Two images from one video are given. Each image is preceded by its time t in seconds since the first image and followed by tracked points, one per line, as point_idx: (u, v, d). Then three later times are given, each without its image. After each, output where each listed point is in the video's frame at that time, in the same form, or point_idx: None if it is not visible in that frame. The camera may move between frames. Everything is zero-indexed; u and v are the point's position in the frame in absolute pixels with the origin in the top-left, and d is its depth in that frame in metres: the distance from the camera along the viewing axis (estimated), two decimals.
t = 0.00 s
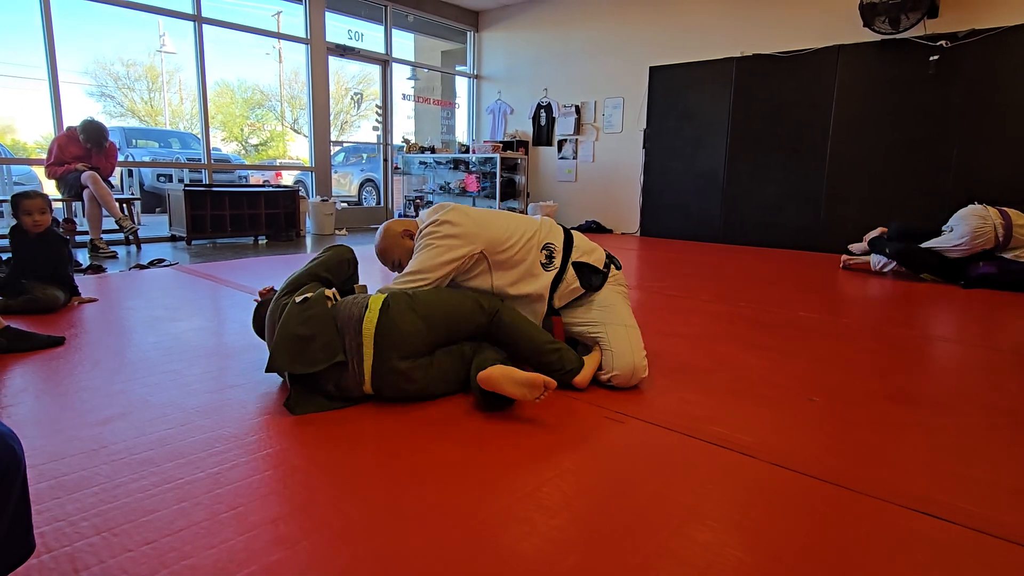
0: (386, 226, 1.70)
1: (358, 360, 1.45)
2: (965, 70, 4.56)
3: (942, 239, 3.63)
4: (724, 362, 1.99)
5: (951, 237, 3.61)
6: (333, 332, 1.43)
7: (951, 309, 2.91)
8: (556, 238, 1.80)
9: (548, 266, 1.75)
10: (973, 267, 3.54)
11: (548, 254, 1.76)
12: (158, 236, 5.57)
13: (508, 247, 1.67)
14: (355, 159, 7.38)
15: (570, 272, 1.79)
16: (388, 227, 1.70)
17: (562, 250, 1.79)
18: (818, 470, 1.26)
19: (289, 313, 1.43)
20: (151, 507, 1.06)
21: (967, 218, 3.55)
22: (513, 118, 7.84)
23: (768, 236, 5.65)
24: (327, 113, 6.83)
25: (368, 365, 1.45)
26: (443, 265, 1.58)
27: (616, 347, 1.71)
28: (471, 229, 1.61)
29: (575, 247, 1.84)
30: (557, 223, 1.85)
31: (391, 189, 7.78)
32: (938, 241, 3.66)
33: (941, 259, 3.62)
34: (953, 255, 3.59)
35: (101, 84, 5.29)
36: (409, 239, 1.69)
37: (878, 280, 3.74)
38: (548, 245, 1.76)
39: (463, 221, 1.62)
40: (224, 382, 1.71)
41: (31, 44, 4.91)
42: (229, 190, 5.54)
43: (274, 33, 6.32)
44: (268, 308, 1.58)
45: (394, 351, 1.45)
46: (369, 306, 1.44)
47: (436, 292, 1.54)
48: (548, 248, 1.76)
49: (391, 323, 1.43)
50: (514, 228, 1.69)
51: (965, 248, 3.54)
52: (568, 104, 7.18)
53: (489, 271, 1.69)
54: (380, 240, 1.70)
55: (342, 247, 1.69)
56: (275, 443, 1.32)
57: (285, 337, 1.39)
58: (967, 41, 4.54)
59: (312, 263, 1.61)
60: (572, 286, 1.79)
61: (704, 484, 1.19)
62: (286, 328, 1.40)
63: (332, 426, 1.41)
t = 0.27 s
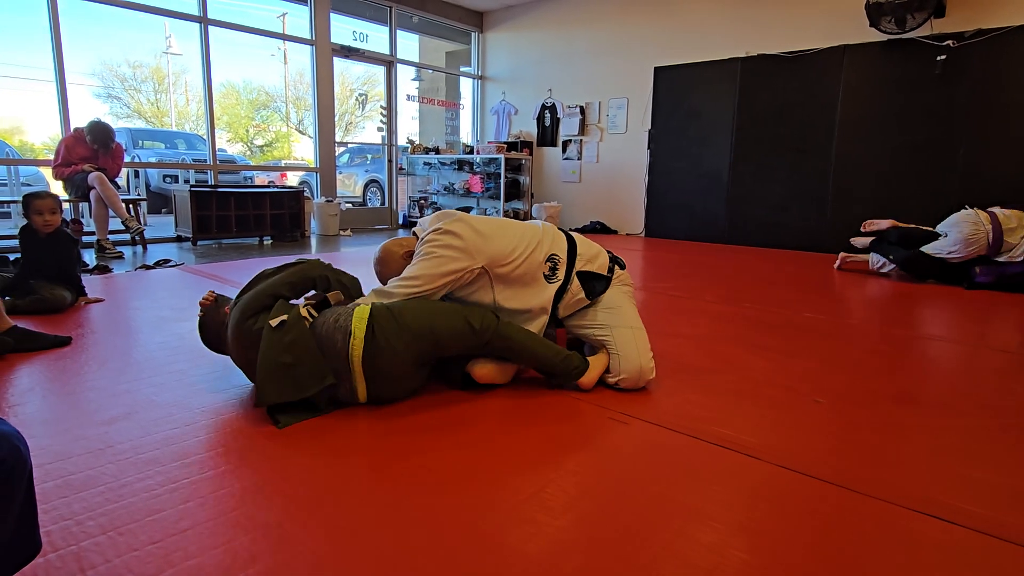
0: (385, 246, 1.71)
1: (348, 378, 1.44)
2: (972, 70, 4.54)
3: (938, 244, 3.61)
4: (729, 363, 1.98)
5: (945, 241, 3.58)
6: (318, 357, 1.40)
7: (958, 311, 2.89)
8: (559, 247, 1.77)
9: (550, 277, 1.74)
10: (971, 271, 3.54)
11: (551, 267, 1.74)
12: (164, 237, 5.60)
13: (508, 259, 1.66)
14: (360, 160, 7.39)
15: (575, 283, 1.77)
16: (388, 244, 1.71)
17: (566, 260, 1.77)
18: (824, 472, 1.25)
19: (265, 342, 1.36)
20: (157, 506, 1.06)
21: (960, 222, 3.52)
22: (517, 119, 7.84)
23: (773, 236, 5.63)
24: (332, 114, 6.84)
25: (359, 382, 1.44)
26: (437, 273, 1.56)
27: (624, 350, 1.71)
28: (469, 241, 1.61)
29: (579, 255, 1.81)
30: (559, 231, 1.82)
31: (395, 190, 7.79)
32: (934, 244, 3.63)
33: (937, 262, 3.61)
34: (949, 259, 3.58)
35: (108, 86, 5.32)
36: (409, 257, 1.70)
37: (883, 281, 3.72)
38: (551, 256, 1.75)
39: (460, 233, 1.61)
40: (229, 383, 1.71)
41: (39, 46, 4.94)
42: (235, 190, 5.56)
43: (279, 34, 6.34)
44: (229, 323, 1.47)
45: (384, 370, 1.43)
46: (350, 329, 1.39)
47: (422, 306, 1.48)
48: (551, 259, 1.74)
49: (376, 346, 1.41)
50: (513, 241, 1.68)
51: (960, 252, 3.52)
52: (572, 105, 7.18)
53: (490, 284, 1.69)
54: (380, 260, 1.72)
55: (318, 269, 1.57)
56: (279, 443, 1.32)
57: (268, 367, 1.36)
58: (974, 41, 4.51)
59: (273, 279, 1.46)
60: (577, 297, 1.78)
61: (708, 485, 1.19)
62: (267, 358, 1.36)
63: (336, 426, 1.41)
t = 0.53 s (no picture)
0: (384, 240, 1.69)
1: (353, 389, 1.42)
2: (981, 70, 4.52)
3: (943, 239, 3.67)
4: (736, 364, 1.97)
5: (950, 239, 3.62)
6: (322, 375, 1.37)
7: (967, 312, 2.88)
8: (557, 251, 1.78)
9: (549, 282, 1.75)
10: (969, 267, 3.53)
11: (548, 270, 1.75)
12: (172, 238, 5.63)
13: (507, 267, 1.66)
14: (366, 161, 7.41)
15: (573, 286, 1.79)
16: (388, 239, 1.68)
17: (563, 264, 1.78)
18: (833, 474, 1.24)
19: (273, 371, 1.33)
20: (166, 506, 1.07)
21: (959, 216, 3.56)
22: (523, 120, 7.85)
23: (780, 237, 5.61)
24: (338, 116, 6.86)
25: (368, 392, 1.42)
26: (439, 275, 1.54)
27: (624, 349, 1.70)
28: (469, 245, 1.61)
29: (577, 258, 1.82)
30: (557, 233, 1.82)
31: (401, 191, 7.80)
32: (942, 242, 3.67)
33: (932, 257, 3.60)
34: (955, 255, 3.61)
35: (116, 87, 5.35)
36: (408, 255, 1.68)
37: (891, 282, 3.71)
38: (548, 260, 1.75)
39: (462, 238, 1.61)
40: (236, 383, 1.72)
41: (49, 48, 4.98)
42: (242, 192, 5.58)
43: (286, 36, 6.36)
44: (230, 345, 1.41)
45: (391, 379, 1.42)
46: (356, 343, 1.37)
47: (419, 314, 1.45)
48: (548, 263, 1.75)
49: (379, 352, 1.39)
50: (512, 246, 1.68)
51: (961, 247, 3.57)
52: (578, 106, 7.17)
53: (488, 287, 1.69)
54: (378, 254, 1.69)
55: (318, 301, 1.40)
56: (286, 443, 1.32)
57: (279, 396, 1.33)
58: (983, 41, 4.49)
59: (266, 306, 1.35)
60: (575, 300, 1.80)
61: (717, 487, 1.18)
62: (277, 388, 1.33)
63: (343, 426, 1.41)
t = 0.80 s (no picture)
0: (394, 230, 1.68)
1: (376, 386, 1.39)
2: (991, 70, 4.48)
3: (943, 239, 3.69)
4: (743, 366, 1.97)
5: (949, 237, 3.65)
6: (349, 367, 1.35)
7: (976, 314, 2.86)
8: (563, 241, 1.79)
9: (556, 270, 1.75)
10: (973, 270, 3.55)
11: (555, 259, 1.75)
12: (179, 239, 5.66)
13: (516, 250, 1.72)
14: (372, 162, 7.43)
15: (579, 278, 1.77)
16: (399, 229, 1.67)
17: (569, 253, 1.78)
18: (841, 476, 1.24)
19: (307, 350, 1.31)
20: (173, 504, 1.07)
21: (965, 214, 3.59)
22: (529, 120, 7.85)
23: (786, 239, 5.59)
24: (344, 117, 6.89)
25: (387, 397, 1.41)
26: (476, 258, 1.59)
27: (625, 349, 1.70)
28: (487, 225, 1.65)
29: (584, 251, 1.82)
30: (565, 227, 1.83)
31: (407, 192, 7.82)
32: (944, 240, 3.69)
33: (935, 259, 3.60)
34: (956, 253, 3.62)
35: (124, 89, 5.38)
36: (420, 244, 1.67)
37: (900, 284, 3.69)
38: (554, 249, 1.76)
39: (477, 223, 1.64)
40: (243, 382, 1.73)
41: (58, 49, 5.02)
42: (249, 193, 5.61)
43: (293, 37, 6.39)
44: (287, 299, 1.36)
45: (413, 386, 1.40)
46: (389, 359, 1.36)
47: (451, 316, 1.45)
48: (555, 252, 1.75)
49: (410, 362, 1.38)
50: (517, 232, 1.72)
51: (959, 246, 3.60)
52: (584, 107, 7.17)
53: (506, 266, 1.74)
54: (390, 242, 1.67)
55: (394, 274, 1.37)
56: (293, 443, 1.33)
57: (301, 374, 1.32)
58: (992, 41, 4.46)
59: (347, 271, 1.35)
60: (581, 292, 1.78)
61: (723, 489, 1.18)
62: (303, 363, 1.31)
63: (349, 426, 1.42)
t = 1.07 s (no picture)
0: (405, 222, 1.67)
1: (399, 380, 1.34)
2: (998, 70, 4.46)
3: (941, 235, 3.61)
4: (749, 367, 1.96)
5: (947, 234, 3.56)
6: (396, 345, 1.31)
7: (984, 316, 2.84)
8: (568, 239, 1.81)
9: (559, 267, 1.75)
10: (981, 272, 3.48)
11: (558, 257, 1.76)
12: (186, 239, 5.69)
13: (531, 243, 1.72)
14: (377, 163, 7.44)
15: (582, 278, 1.79)
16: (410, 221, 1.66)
17: (572, 249, 1.80)
18: (847, 478, 1.23)
19: (360, 316, 1.27)
20: (180, 504, 1.08)
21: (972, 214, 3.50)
22: (533, 121, 7.85)
23: (792, 240, 5.58)
24: (350, 118, 6.90)
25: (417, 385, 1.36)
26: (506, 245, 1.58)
27: (621, 348, 1.70)
28: (499, 211, 1.68)
29: (588, 252, 1.84)
30: (570, 228, 1.86)
31: (412, 193, 7.83)
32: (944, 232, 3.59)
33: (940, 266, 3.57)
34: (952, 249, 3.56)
35: (131, 90, 5.41)
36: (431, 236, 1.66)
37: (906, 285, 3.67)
38: (558, 245, 1.77)
39: (494, 215, 1.65)
40: (249, 382, 1.73)
41: (66, 51, 5.05)
42: (255, 194, 5.63)
43: (298, 38, 6.41)
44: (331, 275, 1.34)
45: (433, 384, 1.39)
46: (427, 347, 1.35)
47: (473, 316, 1.44)
48: (559, 248, 1.77)
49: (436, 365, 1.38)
50: (527, 226, 1.73)
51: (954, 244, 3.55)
52: (589, 107, 7.17)
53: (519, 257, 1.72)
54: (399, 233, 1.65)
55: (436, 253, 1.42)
56: (298, 443, 1.33)
57: (355, 342, 1.25)
58: (1000, 41, 4.43)
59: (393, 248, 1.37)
60: (584, 292, 1.79)
61: (729, 491, 1.18)
62: (353, 331, 1.26)
63: (355, 426, 1.42)
